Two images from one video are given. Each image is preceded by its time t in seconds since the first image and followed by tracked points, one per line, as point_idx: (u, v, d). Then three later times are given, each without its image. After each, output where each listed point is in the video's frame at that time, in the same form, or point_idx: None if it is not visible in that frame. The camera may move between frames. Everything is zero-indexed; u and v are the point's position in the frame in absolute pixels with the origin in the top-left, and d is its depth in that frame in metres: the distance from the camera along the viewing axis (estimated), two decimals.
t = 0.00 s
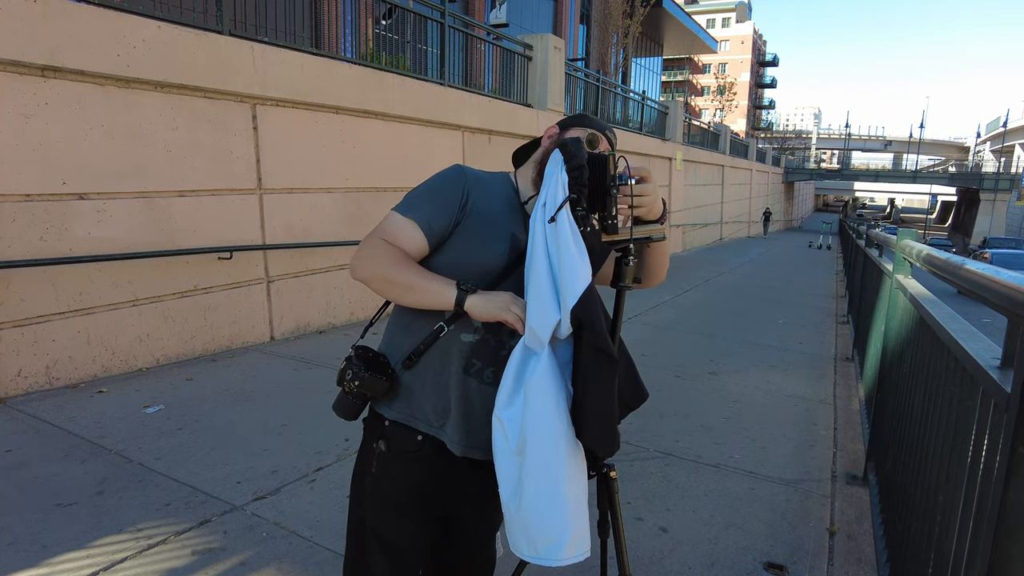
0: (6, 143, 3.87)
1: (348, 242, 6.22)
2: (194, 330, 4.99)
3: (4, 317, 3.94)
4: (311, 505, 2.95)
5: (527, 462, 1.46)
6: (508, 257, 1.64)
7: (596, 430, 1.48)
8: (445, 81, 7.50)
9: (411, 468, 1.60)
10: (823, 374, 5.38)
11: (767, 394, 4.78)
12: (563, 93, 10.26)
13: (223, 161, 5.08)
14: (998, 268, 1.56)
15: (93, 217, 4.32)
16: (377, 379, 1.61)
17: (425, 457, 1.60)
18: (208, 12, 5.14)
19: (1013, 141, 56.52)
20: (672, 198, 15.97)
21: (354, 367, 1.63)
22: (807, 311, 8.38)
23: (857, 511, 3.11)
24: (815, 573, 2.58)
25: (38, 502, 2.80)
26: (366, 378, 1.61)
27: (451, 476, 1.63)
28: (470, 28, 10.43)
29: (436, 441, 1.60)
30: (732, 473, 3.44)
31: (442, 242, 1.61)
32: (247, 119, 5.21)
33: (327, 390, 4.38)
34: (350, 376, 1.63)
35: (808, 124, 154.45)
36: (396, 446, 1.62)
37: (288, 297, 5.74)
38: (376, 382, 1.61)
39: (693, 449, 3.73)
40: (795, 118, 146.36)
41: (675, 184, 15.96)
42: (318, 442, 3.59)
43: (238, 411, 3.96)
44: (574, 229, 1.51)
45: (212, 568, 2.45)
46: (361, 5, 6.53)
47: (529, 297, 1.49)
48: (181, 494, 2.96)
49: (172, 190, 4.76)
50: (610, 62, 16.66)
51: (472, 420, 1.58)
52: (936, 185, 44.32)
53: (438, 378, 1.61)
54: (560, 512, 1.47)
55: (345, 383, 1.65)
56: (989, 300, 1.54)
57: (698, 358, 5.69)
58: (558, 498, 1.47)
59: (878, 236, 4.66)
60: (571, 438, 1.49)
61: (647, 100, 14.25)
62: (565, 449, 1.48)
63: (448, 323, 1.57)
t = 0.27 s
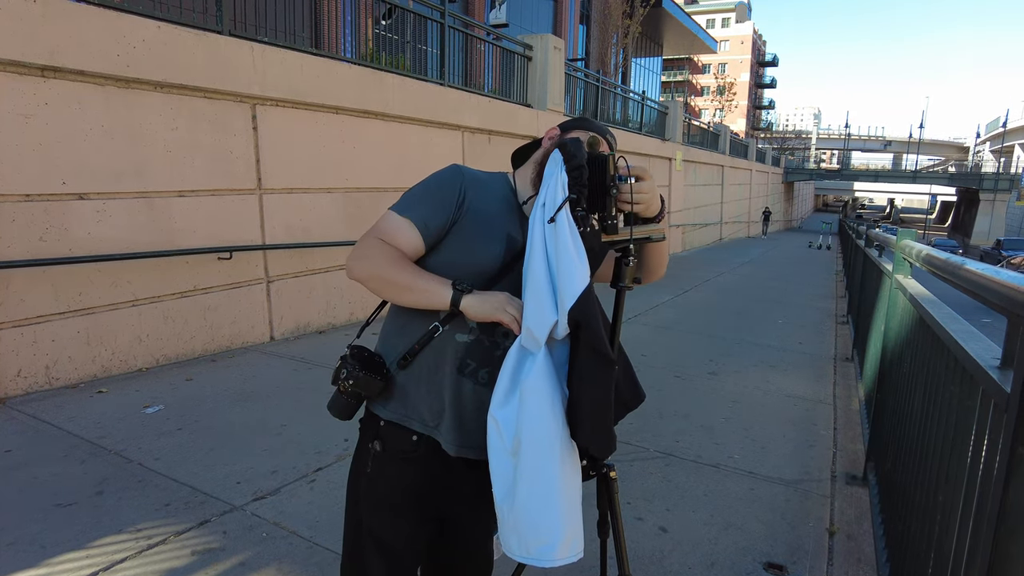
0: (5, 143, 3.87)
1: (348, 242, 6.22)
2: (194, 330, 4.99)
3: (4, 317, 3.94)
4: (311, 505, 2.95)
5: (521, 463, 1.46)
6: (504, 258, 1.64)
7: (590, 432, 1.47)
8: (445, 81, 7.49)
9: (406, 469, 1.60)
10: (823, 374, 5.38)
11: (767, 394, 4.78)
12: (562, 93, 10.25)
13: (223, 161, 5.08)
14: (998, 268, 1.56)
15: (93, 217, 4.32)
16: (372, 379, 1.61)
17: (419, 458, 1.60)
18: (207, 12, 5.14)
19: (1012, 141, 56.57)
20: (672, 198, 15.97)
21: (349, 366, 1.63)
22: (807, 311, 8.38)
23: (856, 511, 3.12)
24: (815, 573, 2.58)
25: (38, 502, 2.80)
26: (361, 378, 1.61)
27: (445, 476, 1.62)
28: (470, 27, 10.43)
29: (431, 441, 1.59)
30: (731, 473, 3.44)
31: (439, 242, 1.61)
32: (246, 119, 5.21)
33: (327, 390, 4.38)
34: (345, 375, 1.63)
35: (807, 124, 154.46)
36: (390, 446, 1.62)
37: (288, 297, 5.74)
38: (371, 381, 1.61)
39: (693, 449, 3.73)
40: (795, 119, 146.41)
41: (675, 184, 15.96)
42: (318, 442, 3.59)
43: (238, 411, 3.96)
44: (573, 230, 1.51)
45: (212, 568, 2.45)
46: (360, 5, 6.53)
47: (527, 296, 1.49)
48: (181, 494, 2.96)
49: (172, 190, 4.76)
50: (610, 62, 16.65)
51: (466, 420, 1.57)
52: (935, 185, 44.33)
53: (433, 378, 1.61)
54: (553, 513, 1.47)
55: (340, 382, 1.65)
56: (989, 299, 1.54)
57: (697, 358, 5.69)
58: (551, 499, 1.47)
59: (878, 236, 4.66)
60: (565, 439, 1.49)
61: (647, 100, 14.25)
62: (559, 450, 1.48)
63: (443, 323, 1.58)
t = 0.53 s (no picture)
0: (5, 143, 3.87)
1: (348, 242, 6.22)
2: (194, 330, 4.99)
3: (4, 317, 3.94)
4: (311, 505, 2.95)
5: (517, 463, 1.46)
6: (500, 258, 1.64)
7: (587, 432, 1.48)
8: (445, 81, 7.50)
9: (402, 469, 1.60)
10: (822, 374, 5.39)
11: (766, 394, 4.78)
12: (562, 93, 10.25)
13: (222, 161, 5.08)
14: (997, 268, 1.56)
15: (93, 217, 4.32)
16: (367, 378, 1.61)
17: (415, 458, 1.59)
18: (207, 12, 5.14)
19: (1011, 141, 56.60)
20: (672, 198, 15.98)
21: (345, 365, 1.63)
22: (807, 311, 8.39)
23: (856, 511, 3.12)
24: (814, 573, 2.58)
25: (37, 502, 2.80)
26: (357, 377, 1.61)
27: (442, 476, 1.62)
28: (470, 27, 10.43)
29: (426, 441, 1.59)
30: (731, 473, 3.44)
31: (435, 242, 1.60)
32: (246, 119, 5.21)
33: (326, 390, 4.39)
34: (340, 373, 1.63)
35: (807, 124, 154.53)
36: (386, 446, 1.61)
37: (287, 297, 5.74)
38: (366, 380, 1.61)
39: (692, 449, 3.74)
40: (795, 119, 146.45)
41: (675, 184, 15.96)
42: (318, 442, 3.60)
43: (238, 411, 3.96)
44: (571, 230, 1.51)
45: (212, 568, 2.45)
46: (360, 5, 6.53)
47: (523, 296, 1.49)
48: (180, 495, 2.96)
49: (171, 190, 4.76)
50: (610, 62, 16.65)
51: (460, 420, 1.58)
52: (935, 185, 44.35)
53: (428, 377, 1.60)
54: (548, 513, 1.47)
55: (336, 381, 1.65)
56: (988, 300, 1.54)
57: (697, 358, 5.70)
58: (546, 499, 1.47)
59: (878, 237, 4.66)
60: (561, 439, 1.50)
61: (647, 101, 14.26)
62: (555, 451, 1.48)
63: (438, 322, 1.57)
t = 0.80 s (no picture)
0: (5, 143, 3.87)
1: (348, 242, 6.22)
2: (194, 330, 4.99)
3: (3, 317, 3.93)
4: (311, 505, 2.95)
5: (517, 463, 1.46)
6: (497, 258, 1.64)
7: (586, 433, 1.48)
8: (445, 82, 7.50)
9: (401, 470, 1.59)
10: (822, 375, 5.39)
11: (766, 394, 4.79)
12: (562, 93, 10.27)
13: (222, 161, 5.08)
14: (996, 268, 1.56)
15: (92, 217, 4.32)
16: (363, 377, 1.61)
17: (414, 458, 1.59)
18: (207, 12, 5.14)
19: (1011, 141, 56.64)
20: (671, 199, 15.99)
21: (341, 363, 1.64)
22: (806, 311, 8.40)
23: (855, 511, 3.12)
24: (814, 573, 2.58)
25: (37, 502, 2.80)
26: (352, 376, 1.61)
27: (440, 477, 1.63)
28: (470, 28, 10.43)
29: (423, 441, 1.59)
30: (730, 474, 3.44)
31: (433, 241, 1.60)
32: (246, 119, 5.21)
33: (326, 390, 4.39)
34: (337, 372, 1.63)
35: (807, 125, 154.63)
36: (385, 447, 1.61)
37: (287, 297, 5.74)
38: (362, 379, 1.61)
39: (692, 449, 3.74)
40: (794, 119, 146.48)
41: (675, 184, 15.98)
42: (318, 442, 3.60)
43: (237, 411, 3.96)
44: (570, 231, 1.51)
45: (212, 569, 2.45)
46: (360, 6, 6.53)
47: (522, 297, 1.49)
48: (180, 495, 2.97)
49: (171, 190, 4.76)
50: (610, 63, 16.66)
51: (457, 421, 1.58)
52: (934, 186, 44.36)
53: (425, 377, 1.60)
54: (547, 513, 1.47)
55: (332, 380, 1.65)
56: (988, 300, 1.54)
57: (697, 358, 5.70)
58: (545, 499, 1.47)
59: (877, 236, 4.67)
60: (559, 439, 1.50)
61: (647, 101, 14.27)
62: (554, 451, 1.48)
63: (435, 321, 1.56)
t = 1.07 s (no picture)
0: (4, 143, 3.86)
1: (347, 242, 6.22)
2: (193, 330, 4.98)
3: (2, 317, 3.93)
4: (311, 505, 2.95)
5: (517, 463, 1.46)
6: (482, 260, 1.60)
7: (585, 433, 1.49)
8: (444, 82, 7.51)
9: (407, 484, 1.57)
10: (822, 375, 5.40)
11: (766, 394, 4.79)
12: (562, 93, 10.27)
13: (222, 161, 5.08)
14: (995, 267, 1.56)
15: (92, 217, 4.32)
16: (364, 400, 1.55)
17: (420, 471, 1.57)
18: (206, 12, 5.14)
19: (1010, 142, 56.68)
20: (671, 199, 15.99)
21: (338, 393, 1.54)
22: (806, 311, 8.41)
23: (855, 511, 3.12)
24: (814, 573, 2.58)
25: (36, 503, 2.80)
26: (356, 402, 1.54)
27: (446, 486, 1.62)
28: (470, 28, 10.43)
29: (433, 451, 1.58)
30: (730, 474, 3.44)
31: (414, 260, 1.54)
32: (246, 119, 5.21)
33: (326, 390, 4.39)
34: (336, 402, 1.54)
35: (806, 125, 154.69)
36: (389, 461, 1.57)
37: (287, 297, 5.74)
38: (365, 404, 1.55)
39: (692, 449, 3.74)
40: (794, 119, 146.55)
41: (674, 184, 15.99)
42: (317, 442, 3.60)
43: (237, 412, 3.96)
44: (569, 231, 1.52)
45: (211, 569, 2.45)
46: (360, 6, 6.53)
47: (521, 297, 1.49)
48: (179, 495, 2.96)
49: (171, 190, 4.76)
50: (609, 63, 16.66)
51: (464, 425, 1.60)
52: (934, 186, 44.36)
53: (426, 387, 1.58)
54: (548, 513, 1.47)
55: (329, 410, 1.56)
56: (987, 300, 1.54)
57: (697, 358, 5.70)
58: (546, 499, 1.47)
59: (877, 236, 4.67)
60: (559, 439, 1.50)
61: (646, 101, 14.28)
62: (554, 450, 1.48)
63: (430, 329, 1.56)
